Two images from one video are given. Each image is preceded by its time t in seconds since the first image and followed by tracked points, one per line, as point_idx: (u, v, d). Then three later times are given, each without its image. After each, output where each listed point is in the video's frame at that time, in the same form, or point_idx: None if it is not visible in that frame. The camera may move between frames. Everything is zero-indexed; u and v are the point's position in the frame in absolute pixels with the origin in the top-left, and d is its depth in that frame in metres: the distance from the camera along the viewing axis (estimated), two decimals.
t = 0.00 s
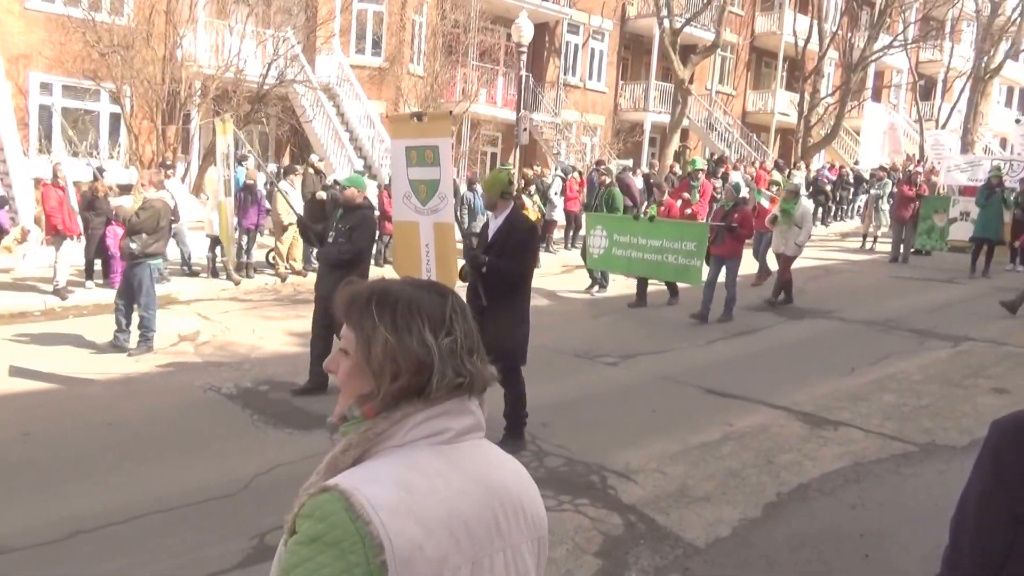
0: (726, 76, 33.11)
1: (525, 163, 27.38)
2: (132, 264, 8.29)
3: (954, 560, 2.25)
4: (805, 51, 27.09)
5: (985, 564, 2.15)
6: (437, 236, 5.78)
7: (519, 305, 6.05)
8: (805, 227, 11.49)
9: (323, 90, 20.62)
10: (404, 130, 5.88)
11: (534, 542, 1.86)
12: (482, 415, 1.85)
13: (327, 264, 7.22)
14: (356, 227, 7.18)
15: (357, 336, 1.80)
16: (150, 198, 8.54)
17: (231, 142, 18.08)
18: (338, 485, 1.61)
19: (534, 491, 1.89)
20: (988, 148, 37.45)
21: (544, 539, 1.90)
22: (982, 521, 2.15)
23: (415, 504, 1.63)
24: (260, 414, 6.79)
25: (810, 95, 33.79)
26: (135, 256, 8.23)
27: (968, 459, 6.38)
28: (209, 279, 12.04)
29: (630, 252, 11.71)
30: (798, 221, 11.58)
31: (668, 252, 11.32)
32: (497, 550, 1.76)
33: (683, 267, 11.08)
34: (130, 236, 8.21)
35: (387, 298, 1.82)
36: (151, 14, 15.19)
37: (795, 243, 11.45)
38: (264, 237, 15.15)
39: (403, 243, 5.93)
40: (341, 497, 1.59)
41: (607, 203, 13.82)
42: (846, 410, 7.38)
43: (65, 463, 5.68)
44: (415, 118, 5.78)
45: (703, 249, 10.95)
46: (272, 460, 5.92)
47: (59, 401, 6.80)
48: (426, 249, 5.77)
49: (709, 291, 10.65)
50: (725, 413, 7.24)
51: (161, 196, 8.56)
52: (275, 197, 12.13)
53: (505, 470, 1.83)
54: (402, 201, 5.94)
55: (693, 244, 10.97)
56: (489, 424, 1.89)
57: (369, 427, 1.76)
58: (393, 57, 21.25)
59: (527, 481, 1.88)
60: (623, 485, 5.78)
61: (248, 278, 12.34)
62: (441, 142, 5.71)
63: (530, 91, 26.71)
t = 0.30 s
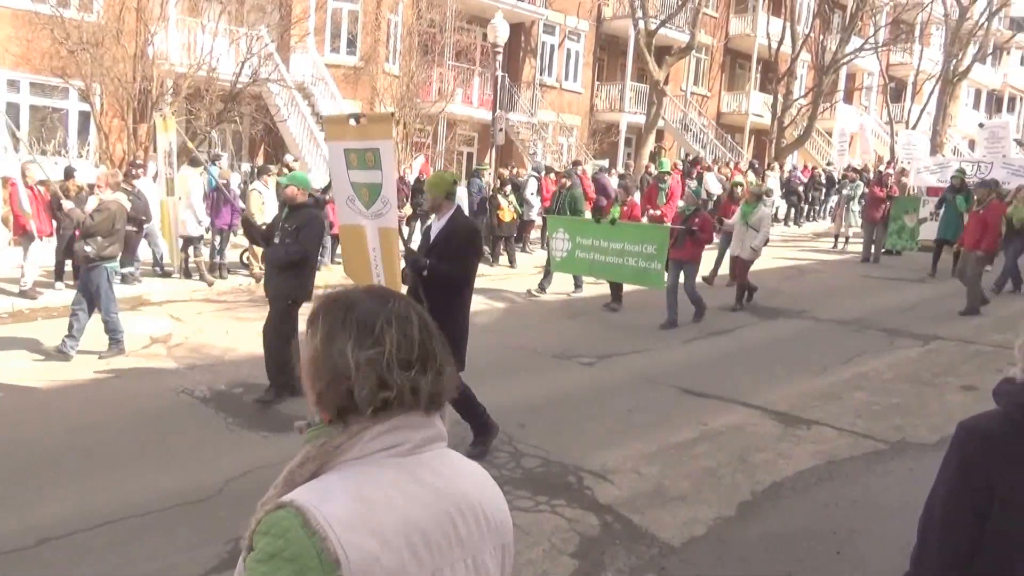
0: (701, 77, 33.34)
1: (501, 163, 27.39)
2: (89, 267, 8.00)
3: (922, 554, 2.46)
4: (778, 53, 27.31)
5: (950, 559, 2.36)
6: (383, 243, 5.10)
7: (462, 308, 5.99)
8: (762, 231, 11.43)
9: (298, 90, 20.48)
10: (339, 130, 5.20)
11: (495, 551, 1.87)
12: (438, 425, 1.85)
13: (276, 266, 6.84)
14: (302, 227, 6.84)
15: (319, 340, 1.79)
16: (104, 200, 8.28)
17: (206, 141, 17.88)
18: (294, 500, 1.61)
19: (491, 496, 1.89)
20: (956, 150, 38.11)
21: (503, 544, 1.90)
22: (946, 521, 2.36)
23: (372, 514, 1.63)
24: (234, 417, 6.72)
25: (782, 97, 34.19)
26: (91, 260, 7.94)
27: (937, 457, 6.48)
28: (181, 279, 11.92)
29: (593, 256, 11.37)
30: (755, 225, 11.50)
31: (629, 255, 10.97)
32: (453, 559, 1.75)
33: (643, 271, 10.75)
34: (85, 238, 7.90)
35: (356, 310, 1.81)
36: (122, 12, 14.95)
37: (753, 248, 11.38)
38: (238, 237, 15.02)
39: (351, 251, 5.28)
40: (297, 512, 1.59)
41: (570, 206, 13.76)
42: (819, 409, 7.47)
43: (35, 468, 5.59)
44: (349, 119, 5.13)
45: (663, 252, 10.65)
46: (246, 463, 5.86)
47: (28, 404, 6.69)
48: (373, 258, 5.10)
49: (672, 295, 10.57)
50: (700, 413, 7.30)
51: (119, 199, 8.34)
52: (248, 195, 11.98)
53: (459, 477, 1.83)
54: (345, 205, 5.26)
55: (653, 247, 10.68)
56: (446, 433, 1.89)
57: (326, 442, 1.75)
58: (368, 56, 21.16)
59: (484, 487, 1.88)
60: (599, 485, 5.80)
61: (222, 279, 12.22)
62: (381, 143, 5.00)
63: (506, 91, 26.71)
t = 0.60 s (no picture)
0: (682, 78, 33.46)
1: (484, 163, 27.43)
2: (45, 269, 7.92)
3: (899, 557, 2.46)
4: (759, 54, 27.40)
5: (929, 562, 2.37)
6: (335, 251, 5.31)
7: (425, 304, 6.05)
8: (731, 231, 11.36)
9: (277, 90, 20.52)
10: (298, 130, 5.30)
11: None
12: (410, 446, 1.83)
13: (225, 272, 6.71)
14: (253, 233, 6.71)
15: (305, 357, 1.84)
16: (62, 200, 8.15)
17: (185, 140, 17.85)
18: (232, 502, 1.70)
19: (459, 528, 1.83)
20: (936, 150, 38.39)
21: None
22: (926, 525, 2.36)
23: (298, 530, 1.67)
24: (217, 416, 6.73)
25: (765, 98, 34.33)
26: (48, 262, 7.86)
27: (917, 456, 6.51)
28: (164, 278, 11.91)
29: (562, 256, 11.31)
30: (723, 225, 11.37)
31: (599, 255, 10.94)
32: None
33: (612, 270, 10.71)
34: (43, 238, 7.84)
35: (345, 327, 1.84)
36: (102, 10, 14.94)
37: (722, 250, 11.26)
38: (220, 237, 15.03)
39: (306, 253, 5.52)
40: (229, 515, 1.68)
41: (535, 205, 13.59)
42: (800, 409, 7.50)
43: (15, 468, 5.57)
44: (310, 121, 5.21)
45: (632, 251, 10.65)
46: (228, 463, 5.87)
47: (9, 404, 6.68)
48: (325, 265, 5.33)
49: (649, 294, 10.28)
50: (681, 413, 7.32)
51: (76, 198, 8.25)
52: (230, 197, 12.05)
53: (421, 504, 1.79)
54: (301, 207, 5.44)
55: (623, 246, 10.66)
56: (425, 454, 1.86)
57: (292, 447, 1.81)
58: (349, 56, 21.22)
59: (454, 517, 1.83)
60: (581, 485, 5.81)
61: (205, 279, 12.21)
62: (338, 151, 5.11)
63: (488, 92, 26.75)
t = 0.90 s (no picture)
0: (674, 78, 33.47)
1: (476, 163, 27.43)
2: (20, 266, 7.90)
3: (892, 557, 2.51)
4: (750, 55, 27.42)
5: (918, 561, 2.41)
6: (298, 260, 5.94)
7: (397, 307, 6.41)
8: (707, 232, 11.16)
9: (268, 89, 20.55)
10: (264, 140, 5.87)
11: None
12: (392, 452, 1.81)
13: (187, 269, 6.65)
14: (214, 230, 6.61)
15: (304, 353, 1.90)
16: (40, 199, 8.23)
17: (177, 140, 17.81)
18: (216, 485, 1.78)
19: (436, 543, 1.77)
20: (927, 151, 38.55)
21: None
22: (916, 524, 2.40)
23: (263, 522, 1.71)
24: (210, 416, 6.73)
25: (757, 98, 34.37)
26: (22, 259, 7.83)
27: (907, 456, 6.54)
28: (156, 278, 11.90)
29: (539, 259, 11.20)
30: (700, 227, 11.20)
31: (576, 259, 10.89)
32: None
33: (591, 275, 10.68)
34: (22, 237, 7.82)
35: (342, 323, 1.89)
36: (93, 9, 14.90)
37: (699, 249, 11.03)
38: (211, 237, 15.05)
39: (267, 259, 6.15)
40: (208, 497, 1.76)
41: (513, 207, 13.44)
42: (792, 409, 7.53)
43: (8, 467, 5.57)
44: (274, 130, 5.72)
45: (610, 256, 10.60)
46: (221, 462, 5.87)
47: None
48: (288, 273, 5.96)
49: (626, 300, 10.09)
50: (673, 413, 7.34)
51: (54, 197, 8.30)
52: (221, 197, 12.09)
53: (394, 515, 1.76)
54: (264, 219, 6.06)
55: (600, 250, 10.61)
56: (411, 463, 1.83)
57: (284, 438, 1.88)
58: (340, 56, 21.22)
59: (432, 531, 1.77)
60: (573, 485, 5.83)
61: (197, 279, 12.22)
62: (302, 158, 5.66)
63: (480, 92, 26.74)
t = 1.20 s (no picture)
0: (674, 77, 33.47)
1: (477, 162, 27.41)
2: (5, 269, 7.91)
3: (890, 556, 2.51)
4: (751, 54, 27.38)
5: (917, 560, 2.41)
6: (260, 253, 5.71)
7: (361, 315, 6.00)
8: (694, 235, 10.90)
9: (268, 89, 20.55)
10: (226, 125, 5.61)
11: None
12: (394, 451, 1.81)
13: (155, 275, 6.40)
14: (182, 233, 6.36)
15: (308, 349, 1.90)
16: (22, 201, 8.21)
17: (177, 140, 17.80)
18: (219, 484, 1.80)
19: (439, 543, 1.78)
20: (926, 151, 38.57)
21: None
22: (915, 523, 2.40)
23: (265, 521, 1.73)
24: (210, 416, 6.73)
25: (756, 98, 34.39)
26: (8, 263, 7.87)
27: (906, 455, 6.55)
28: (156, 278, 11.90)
29: (521, 260, 11.08)
30: (686, 229, 10.93)
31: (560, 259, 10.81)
32: None
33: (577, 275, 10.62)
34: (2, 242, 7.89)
35: (346, 319, 1.89)
36: (92, 7, 14.85)
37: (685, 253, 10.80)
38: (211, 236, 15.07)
39: (223, 252, 5.83)
40: (211, 495, 1.78)
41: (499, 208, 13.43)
42: (791, 408, 7.54)
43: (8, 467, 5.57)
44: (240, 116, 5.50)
45: (594, 255, 10.58)
46: (222, 463, 5.87)
47: None
48: (248, 267, 5.74)
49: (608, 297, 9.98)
50: (673, 412, 7.35)
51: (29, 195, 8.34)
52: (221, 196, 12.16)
53: (397, 515, 1.76)
54: (220, 207, 5.75)
55: (584, 250, 10.59)
56: (414, 462, 1.83)
57: (285, 435, 1.88)
58: (341, 55, 21.20)
59: (435, 530, 1.78)
60: (574, 484, 5.84)
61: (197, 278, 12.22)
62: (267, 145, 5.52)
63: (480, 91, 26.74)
